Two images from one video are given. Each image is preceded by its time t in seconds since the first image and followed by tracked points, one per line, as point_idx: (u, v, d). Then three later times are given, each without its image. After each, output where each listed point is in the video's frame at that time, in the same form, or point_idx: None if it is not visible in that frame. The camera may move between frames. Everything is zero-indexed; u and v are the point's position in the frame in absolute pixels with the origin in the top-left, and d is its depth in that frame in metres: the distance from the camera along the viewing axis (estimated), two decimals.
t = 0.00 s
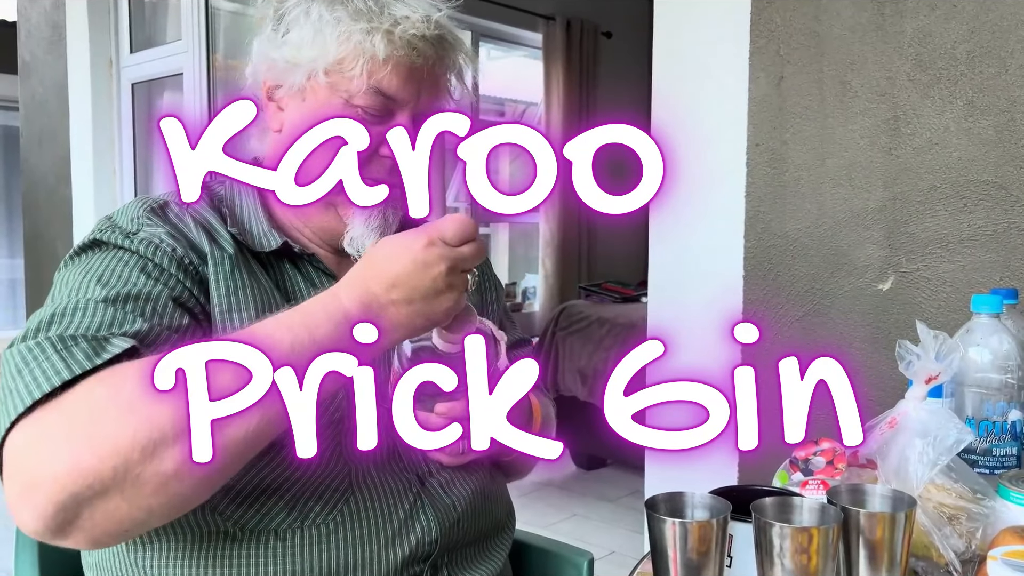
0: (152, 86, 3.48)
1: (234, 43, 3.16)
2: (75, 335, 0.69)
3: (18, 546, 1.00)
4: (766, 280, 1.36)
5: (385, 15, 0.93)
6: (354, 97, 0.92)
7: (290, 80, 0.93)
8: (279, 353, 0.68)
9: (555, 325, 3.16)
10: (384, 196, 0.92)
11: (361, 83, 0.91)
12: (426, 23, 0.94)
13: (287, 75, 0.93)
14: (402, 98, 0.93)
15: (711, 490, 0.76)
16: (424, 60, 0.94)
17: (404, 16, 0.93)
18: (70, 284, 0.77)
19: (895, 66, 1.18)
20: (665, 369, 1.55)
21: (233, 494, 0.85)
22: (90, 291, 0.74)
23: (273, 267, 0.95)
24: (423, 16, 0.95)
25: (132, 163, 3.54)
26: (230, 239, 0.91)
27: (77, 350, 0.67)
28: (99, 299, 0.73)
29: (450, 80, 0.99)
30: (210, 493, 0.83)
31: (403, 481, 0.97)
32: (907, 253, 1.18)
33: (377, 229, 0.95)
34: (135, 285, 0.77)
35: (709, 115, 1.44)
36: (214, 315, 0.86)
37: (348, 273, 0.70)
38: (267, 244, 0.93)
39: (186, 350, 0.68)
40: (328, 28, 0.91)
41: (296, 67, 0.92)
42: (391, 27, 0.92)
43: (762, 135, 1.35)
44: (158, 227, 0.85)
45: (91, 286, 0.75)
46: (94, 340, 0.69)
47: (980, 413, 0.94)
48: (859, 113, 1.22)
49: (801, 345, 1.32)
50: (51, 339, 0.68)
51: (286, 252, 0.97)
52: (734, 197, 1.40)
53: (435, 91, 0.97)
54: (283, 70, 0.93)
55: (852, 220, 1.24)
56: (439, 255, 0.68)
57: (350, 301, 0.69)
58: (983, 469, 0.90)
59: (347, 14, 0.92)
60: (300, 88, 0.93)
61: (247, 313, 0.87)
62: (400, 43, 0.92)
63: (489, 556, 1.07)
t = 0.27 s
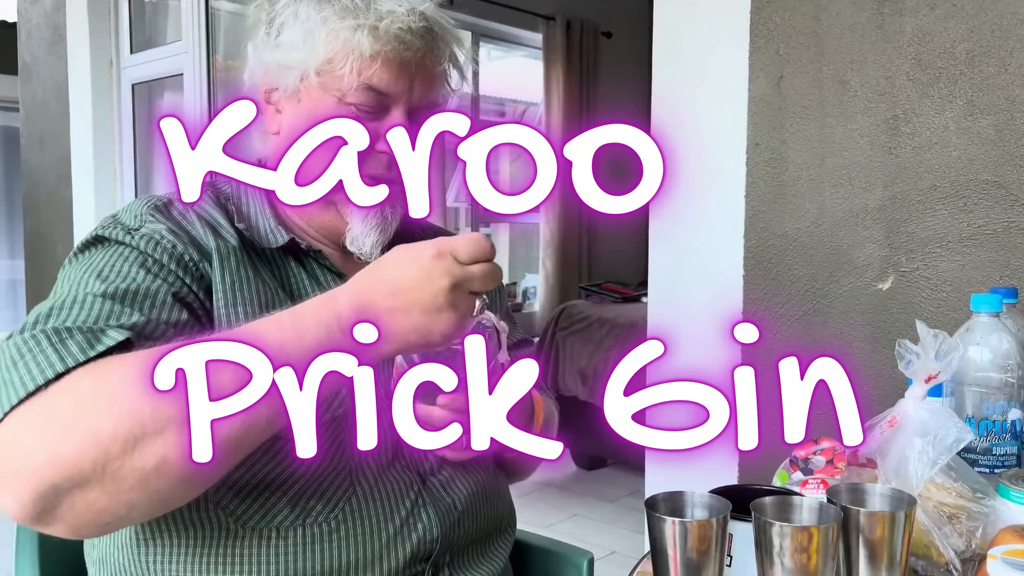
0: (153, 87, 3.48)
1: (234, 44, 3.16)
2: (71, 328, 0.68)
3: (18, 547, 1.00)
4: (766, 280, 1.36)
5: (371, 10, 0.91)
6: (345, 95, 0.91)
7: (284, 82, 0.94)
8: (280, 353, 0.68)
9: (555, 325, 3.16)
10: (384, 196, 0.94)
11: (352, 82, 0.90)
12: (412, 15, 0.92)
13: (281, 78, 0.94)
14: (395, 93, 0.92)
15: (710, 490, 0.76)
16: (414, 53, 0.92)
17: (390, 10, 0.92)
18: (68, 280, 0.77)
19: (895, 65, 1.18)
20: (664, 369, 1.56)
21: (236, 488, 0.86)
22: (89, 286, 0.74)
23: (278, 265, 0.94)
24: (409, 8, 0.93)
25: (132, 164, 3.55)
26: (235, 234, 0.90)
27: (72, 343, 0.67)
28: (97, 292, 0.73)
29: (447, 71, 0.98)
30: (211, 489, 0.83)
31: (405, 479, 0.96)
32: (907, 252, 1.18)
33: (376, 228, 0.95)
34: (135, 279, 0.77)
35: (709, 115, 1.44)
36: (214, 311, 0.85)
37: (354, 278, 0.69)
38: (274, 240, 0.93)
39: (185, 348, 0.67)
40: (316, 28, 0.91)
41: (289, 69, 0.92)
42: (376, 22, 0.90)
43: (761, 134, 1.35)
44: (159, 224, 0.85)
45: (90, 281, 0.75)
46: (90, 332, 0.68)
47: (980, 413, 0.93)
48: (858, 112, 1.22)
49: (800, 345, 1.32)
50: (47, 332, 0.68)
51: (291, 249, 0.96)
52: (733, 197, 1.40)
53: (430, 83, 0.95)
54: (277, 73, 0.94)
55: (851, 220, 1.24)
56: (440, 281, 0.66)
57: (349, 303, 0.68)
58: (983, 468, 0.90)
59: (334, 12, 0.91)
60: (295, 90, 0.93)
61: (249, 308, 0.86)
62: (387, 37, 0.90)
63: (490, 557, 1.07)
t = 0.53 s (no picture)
0: (154, 87, 3.48)
1: (234, 44, 3.16)
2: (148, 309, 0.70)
3: (18, 546, 1.00)
4: (766, 279, 1.36)
5: (352, 7, 0.92)
6: (332, 94, 0.93)
7: (274, 83, 0.96)
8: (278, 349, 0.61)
9: (556, 325, 3.16)
10: (384, 196, 0.92)
11: (336, 81, 0.92)
12: (393, 10, 0.93)
13: (271, 79, 0.96)
14: (382, 89, 0.93)
15: (710, 488, 0.76)
16: (397, 47, 0.93)
17: (371, 5, 0.92)
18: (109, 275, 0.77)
19: (895, 63, 1.18)
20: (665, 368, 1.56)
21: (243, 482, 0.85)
22: (141, 271, 0.74)
23: (286, 265, 0.96)
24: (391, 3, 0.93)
25: (133, 165, 3.55)
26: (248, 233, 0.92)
27: (149, 322, 0.68)
28: (161, 275, 0.74)
29: (438, 62, 0.98)
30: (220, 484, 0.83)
31: (409, 478, 0.96)
32: (907, 251, 1.18)
33: (373, 224, 1.00)
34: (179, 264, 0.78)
35: (708, 113, 1.44)
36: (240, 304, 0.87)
37: (380, 260, 0.58)
38: (280, 241, 0.94)
39: (189, 347, 0.65)
40: (301, 28, 0.93)
41: (277, 70, 0.95)
42: (357, 19, 0.91)
43: (761, 133, 1.35)
44: (184, 215, 0.86)
45: (137, 265, 0.75)
46: (165, 312, 0.69)
47: (980, 411, 0.93)
48: (858, 111, 1.22)
49: (801, 343, 1.32)
50: (124, 312, 0.69)
51: (297, 251, 0.97)
52: (733, 195, 1.40)
53: (419, 79, 0.96)
54: (267, 75, 0.97)
55: (851, 218, 1.24)
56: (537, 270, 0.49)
57: (381, 301, 0.56)
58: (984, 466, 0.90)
59: (317, 10, 0.92)
60: (284, 91, 0.96)
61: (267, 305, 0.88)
62: (366, 33, 0.91)
63: (492, 557, 1.07)
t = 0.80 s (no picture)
0: (154, 86, 3.48)
1: (234, 43, 3.16)
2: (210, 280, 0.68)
3: (19, 544, 1.01)
4: (766, 278, 1.36)
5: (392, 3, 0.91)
6: (371, 91, 0.92)
7: (306, 83, 0.95)
8: (279, 351, 0.62)
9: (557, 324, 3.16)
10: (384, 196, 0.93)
11: (378, 77, 0.91)
12: (434, 6, 0.92)
13: (302, 79, 0.95)
14: (418, 86, 0.93)
15: (710, 487, 0.76)
16: (436, 43, 0.92)
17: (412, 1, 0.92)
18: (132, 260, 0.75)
19: (895, 62, 1.18)
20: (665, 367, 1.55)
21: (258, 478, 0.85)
22: (193, 246, 0.73)
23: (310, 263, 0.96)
24: None
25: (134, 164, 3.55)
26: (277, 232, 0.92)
27: (216, 290, 0.66)
28: (212, 252, 0.73)
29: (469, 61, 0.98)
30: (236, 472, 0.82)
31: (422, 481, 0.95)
32: (908, 250, 1.18)
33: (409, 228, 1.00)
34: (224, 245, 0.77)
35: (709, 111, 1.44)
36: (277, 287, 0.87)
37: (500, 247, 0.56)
38: (307, 239, 0.95)
39: (188, 347, 0.64)
40: (336, 26, 0.91)
41: (311, 69, 0.94)
42: (399, 15, 0.90)
43: (762, 131, 1.35)
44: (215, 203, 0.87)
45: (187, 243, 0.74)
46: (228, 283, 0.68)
47: (980, 409, 0.93)
48: (859, 109, 1.22)
49: (801, 342, 1.32)
50: (189, 280, 0.67)
51: (322, 249, 0.97)
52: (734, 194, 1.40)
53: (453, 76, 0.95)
54: (298, 76, 0.95)
55: (852, 216, 1.24)
56: (661, 271, 0.48)
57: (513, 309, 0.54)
58: (984, 465, 0.90)
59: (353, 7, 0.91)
60: (318, 91, 0.95)
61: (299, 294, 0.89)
62: (411, 30, 0.91)
63: (496, 560, 1.07)
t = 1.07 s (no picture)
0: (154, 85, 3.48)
1: (235, 42, 3.16)
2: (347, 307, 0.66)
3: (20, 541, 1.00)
4: (767, 277, 1.36)
5: (449, 6, 0.81)
6: (425, 97, 0.83)
7: (356, 88, 0.85)
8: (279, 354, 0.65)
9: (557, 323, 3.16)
10: (384, 197, 0.90)
11: (434, 83, 0.82)
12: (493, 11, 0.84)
13: (350, 83, 0.85)
14: (473, 93, 0.85)
15: (711, 486, 0.75)
16: (493, 48, 0.84)
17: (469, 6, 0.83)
18: (223, 274, 0.71)
19: (897, 59, 1.18)
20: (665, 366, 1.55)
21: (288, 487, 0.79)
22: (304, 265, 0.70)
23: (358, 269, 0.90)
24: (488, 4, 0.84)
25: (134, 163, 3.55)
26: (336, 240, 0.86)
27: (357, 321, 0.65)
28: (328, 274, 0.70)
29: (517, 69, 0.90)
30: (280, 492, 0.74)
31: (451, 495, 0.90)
32: (908, 248, 1.18)
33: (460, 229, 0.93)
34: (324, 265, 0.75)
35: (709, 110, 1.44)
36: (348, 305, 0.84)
37: None
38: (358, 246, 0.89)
39: (189, 348, 0.69)
40: (389, 29, 0.81)
41: (360, 73, 0.84)
42: (460, 20, 0.81)
43: (763, 130, 1.35)
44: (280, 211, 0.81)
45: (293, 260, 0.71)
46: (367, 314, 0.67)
47: (981, 407, 0.92)
48: (860, 107, 1.22)
49: (801, 341, 1.32)
50: (325, 306, 0.66)
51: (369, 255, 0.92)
52: (734, 192, 1.40)
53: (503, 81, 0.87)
54: (347, 79, 0.85)
55: (852, 215, 1.24)
56: None
57: None
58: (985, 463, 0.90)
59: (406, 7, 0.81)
60: (368, 95, 0.85)
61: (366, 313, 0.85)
62: (470, 36, 0.82)
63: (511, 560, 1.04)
